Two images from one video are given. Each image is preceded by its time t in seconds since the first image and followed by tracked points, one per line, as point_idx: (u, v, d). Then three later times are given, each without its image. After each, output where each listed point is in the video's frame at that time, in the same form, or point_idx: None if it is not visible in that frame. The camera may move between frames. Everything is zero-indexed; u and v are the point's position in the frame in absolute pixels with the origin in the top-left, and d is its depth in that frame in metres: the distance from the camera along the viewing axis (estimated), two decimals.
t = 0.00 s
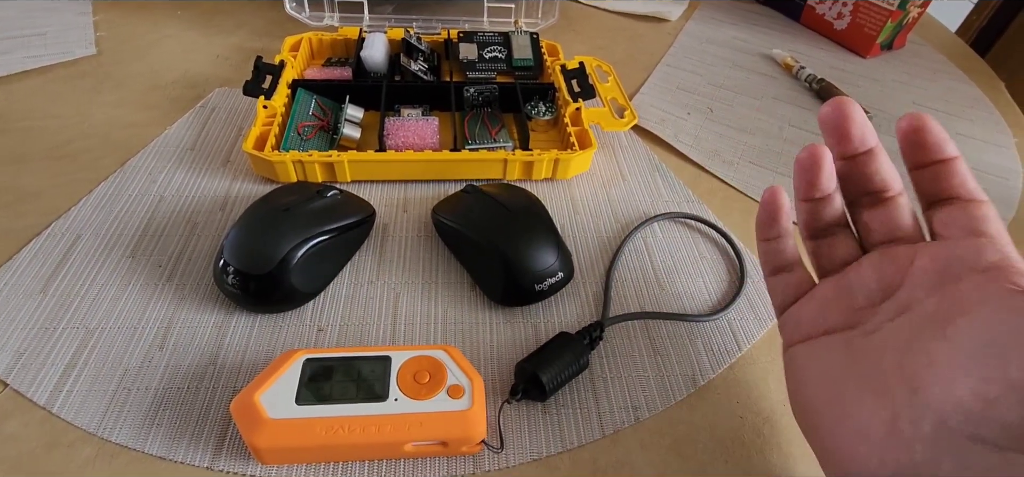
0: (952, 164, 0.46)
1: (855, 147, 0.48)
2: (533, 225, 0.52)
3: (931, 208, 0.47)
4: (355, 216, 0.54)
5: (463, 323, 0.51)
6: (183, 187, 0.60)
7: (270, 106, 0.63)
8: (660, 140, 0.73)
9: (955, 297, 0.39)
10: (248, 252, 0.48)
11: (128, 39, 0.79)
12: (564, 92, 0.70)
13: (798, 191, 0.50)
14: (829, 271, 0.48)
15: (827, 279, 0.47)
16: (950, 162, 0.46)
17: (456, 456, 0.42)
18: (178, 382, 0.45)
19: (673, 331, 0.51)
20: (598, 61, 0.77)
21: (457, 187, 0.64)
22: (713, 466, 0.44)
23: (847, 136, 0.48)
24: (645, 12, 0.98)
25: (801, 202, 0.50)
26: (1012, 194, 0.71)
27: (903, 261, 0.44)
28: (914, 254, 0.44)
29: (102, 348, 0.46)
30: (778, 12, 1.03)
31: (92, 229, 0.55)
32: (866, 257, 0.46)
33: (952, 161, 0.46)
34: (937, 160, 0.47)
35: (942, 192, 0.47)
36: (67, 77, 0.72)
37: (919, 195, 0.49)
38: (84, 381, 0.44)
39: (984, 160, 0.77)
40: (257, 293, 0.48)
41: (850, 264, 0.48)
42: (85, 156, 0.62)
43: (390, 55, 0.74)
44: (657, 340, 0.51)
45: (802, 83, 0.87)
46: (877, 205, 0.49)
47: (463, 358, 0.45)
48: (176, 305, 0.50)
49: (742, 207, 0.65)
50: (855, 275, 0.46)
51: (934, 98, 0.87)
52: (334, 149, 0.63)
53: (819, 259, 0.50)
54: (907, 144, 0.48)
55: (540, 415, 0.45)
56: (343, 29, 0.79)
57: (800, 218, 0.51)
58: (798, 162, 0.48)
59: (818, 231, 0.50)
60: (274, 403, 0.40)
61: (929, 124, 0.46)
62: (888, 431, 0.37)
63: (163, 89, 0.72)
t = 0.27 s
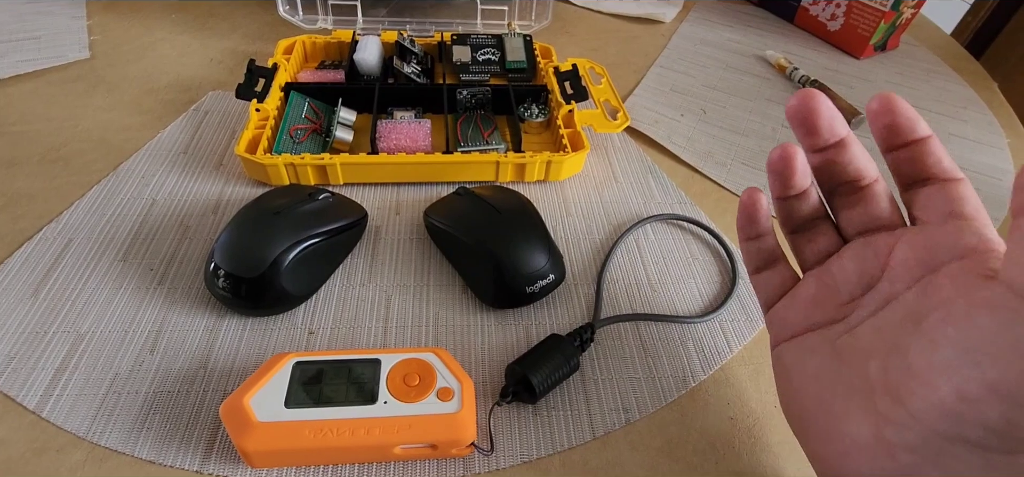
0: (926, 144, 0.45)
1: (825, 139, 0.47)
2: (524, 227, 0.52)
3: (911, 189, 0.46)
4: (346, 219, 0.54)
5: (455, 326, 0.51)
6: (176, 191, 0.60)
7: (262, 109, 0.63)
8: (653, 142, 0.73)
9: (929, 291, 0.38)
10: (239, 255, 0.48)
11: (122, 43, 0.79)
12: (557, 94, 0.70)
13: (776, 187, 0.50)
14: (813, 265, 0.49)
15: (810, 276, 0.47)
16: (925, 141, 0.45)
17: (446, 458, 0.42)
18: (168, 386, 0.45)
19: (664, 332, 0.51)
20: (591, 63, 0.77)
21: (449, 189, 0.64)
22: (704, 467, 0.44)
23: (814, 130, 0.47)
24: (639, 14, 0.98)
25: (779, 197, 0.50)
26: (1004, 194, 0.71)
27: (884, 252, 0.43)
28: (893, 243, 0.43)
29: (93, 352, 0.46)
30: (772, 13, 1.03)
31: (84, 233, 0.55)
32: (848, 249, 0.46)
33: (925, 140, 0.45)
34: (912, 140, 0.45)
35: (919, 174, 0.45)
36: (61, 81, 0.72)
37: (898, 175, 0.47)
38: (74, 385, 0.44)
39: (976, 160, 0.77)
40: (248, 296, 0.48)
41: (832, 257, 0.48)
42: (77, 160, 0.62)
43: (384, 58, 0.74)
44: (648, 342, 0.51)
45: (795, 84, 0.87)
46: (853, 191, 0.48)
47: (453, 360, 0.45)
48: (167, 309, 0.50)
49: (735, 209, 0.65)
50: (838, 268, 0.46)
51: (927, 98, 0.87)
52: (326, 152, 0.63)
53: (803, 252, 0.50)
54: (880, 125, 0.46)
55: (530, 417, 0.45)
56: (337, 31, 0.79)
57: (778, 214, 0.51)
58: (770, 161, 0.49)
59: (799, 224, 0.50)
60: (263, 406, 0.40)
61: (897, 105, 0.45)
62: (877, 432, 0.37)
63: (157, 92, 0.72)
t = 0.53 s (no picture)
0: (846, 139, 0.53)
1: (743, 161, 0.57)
2: (519, 226, 0.52)
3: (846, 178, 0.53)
4: (341, 218, 0.53)
5: (450, 325, 0.51)
6: (170, 191, 0.60)
7: (257, 109, 0.63)
8: (649, 140, 0.73)
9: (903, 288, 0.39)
10: (232, 254, 0.48)
11: (116, 43, 0.79)
12: (553, 93, 0.70)
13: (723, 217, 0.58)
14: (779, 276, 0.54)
15: (780, 288, 0.50)
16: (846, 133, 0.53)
17: (441, 458, 0.42)
18: (161, 386, 0.44)
19: (660, 331, 0.51)
20: (587, 62, 0.77)
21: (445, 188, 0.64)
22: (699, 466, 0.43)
23: (726, 158, 0.57)
24: (636, 13, 0.98)
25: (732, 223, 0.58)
26: (1001, 192, 0.71)
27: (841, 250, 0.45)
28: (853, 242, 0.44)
29: (85, 352, 0.46)
30: (769, 12, 1.03)
31: (77, 234, 0.55)
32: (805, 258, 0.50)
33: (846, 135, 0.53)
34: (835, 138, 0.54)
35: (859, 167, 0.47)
36: (55, 81, 0.72)
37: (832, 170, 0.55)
38: (66, 386, 0.44)
39: (974, 157, 0.77)
40: (242, 296, 0.48)
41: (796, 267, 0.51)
42: (71, 160, 0.62)
43: (379, 57, 0.74)
44: (644, 340, 0.50)
45: (792, 83, 0.87)
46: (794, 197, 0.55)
47: (448, 359, 0.45)
48: (161, 309, 0.49)
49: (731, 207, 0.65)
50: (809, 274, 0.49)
51: (924, 97, 0.87)
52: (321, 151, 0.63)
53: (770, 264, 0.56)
54: (795, 131, 0.55)
55: (525, 416, 0.45)
56: (332, 31, 0.79)
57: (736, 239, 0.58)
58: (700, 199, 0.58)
59: (759, 241, 0.57)
60: (256, 406, 0.40)
61: (803, 113, 0.54)
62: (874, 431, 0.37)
63: (151, 92, 0.72)
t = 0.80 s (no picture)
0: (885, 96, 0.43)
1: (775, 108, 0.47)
2: (517, 225, 0.52)
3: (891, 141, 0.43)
4: (338, 218, 0.54)
5: (447, 324, 0.51)
6: (167, 191, 0.60)
7: (254, 109, 0.63)
8: (647, 139, 0.73)
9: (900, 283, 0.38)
10: (229, 254, 0.48)
11: (114, 44, 0.79)
12: (550, 92, 0.70)
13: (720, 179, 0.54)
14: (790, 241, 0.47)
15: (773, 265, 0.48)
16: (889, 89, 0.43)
17: (437, 457, 0.42)
18: (158, 386, 0.44)
19: (657, 329, 0.51)
20: (584, 61, 0.77)
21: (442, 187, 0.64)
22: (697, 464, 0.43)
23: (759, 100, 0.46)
24: (633, 12, 0.98)
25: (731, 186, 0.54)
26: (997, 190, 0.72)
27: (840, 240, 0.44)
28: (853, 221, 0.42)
29: (82, 352, 0.46)
30: (766, 11, 1.03)
31: (75, 234, 0.55)
32: (821, 224, 0.45)
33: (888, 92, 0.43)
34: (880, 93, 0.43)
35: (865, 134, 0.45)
36: (52, 82, 0.72)
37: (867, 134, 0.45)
38: (63, 386, 0.44)
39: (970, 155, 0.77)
40: (239, 296, 0.48)
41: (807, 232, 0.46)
42: (68, 160, 0.62)
43: (377, 57, 0.74)
44: (641, 338, 0.50)
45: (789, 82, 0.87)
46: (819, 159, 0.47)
47: (445, 358, 0.45)
48: (158, 309, 0.49)
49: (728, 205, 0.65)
50: (813, 246, 0.44)
51: (921, 95, 0.87)
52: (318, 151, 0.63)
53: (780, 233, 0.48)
54: (828, 87, 0.45)
55: (522, 414, 0.45)
56: (330, 31, 0.79)
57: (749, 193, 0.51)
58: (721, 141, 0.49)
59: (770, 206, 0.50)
60: (253, 405, 0.40)
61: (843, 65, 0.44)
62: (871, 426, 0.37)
63: (149, 93, 0.72)
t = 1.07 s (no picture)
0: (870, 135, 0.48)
1: (779, 120, 0.50)
2: (511, 218, 0.53)
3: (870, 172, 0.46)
4: (334, 212, 0.54)
5: (443, 316, 0.51)
6: (164, 186, 0.60)
7: (251, 104, 0.64)
8: (642, 134, 0.73)
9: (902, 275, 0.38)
10: (226, 247, 0.48)
11: (112, 41, 0.79)
12: (546, 88, 0.71)
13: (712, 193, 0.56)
14: (776, 248, 0.48)
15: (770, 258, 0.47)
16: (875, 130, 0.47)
17: (433, 446, 0.42)
18: (156, 377, 0.45)
19: (651, 320, 0.52)
20: (580, 57, 0.77)
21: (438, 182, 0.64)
22: (690, 452, 0.44)
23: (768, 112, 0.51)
24: (629, 9, 0.98)
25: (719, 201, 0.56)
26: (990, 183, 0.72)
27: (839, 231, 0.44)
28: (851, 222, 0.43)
29: (80, 345, 0.46)
30: (762, 8, 1.04)
31: (72, 229, 0.55)
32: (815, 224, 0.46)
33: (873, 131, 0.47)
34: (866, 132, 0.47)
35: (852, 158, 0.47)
36: (50, 79, 0.72)
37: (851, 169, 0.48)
38: (61, 378, 0.44)
39: (964, 149, 0.77)
40: (236, 288, 0.48)
41: (795, 241, 0.47)
42: (66, 157, 0.62)
43: (373, 53, 0.74)
44: (635, 330, 0.51)
45: (784, 77, 0.87)
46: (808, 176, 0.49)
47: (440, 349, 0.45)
48: (155, 302, 0.50)
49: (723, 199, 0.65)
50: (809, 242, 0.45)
51: (917, 90, 0.87)
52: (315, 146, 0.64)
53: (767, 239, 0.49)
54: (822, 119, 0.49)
55: (517, 404, 0.45)
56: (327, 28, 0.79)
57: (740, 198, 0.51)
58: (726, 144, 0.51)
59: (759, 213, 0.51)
60: (249, 394, 0.40)
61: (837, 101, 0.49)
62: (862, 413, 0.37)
63: (146, 89, 0.72)
